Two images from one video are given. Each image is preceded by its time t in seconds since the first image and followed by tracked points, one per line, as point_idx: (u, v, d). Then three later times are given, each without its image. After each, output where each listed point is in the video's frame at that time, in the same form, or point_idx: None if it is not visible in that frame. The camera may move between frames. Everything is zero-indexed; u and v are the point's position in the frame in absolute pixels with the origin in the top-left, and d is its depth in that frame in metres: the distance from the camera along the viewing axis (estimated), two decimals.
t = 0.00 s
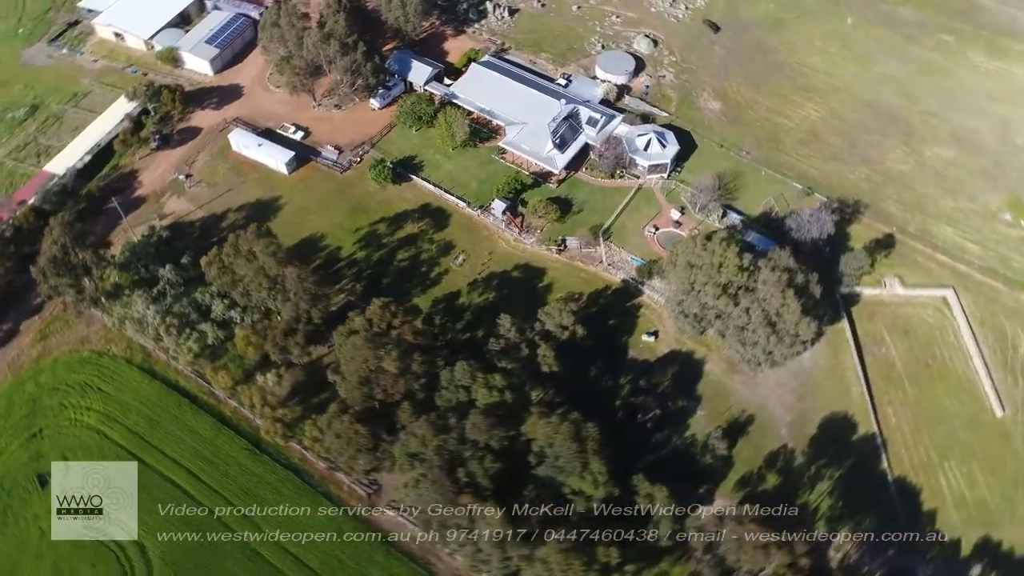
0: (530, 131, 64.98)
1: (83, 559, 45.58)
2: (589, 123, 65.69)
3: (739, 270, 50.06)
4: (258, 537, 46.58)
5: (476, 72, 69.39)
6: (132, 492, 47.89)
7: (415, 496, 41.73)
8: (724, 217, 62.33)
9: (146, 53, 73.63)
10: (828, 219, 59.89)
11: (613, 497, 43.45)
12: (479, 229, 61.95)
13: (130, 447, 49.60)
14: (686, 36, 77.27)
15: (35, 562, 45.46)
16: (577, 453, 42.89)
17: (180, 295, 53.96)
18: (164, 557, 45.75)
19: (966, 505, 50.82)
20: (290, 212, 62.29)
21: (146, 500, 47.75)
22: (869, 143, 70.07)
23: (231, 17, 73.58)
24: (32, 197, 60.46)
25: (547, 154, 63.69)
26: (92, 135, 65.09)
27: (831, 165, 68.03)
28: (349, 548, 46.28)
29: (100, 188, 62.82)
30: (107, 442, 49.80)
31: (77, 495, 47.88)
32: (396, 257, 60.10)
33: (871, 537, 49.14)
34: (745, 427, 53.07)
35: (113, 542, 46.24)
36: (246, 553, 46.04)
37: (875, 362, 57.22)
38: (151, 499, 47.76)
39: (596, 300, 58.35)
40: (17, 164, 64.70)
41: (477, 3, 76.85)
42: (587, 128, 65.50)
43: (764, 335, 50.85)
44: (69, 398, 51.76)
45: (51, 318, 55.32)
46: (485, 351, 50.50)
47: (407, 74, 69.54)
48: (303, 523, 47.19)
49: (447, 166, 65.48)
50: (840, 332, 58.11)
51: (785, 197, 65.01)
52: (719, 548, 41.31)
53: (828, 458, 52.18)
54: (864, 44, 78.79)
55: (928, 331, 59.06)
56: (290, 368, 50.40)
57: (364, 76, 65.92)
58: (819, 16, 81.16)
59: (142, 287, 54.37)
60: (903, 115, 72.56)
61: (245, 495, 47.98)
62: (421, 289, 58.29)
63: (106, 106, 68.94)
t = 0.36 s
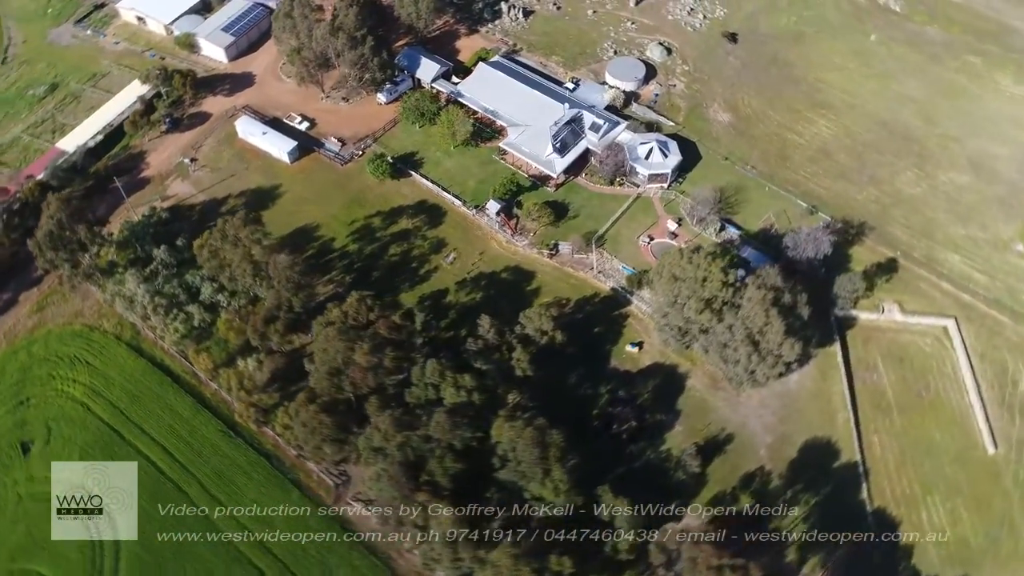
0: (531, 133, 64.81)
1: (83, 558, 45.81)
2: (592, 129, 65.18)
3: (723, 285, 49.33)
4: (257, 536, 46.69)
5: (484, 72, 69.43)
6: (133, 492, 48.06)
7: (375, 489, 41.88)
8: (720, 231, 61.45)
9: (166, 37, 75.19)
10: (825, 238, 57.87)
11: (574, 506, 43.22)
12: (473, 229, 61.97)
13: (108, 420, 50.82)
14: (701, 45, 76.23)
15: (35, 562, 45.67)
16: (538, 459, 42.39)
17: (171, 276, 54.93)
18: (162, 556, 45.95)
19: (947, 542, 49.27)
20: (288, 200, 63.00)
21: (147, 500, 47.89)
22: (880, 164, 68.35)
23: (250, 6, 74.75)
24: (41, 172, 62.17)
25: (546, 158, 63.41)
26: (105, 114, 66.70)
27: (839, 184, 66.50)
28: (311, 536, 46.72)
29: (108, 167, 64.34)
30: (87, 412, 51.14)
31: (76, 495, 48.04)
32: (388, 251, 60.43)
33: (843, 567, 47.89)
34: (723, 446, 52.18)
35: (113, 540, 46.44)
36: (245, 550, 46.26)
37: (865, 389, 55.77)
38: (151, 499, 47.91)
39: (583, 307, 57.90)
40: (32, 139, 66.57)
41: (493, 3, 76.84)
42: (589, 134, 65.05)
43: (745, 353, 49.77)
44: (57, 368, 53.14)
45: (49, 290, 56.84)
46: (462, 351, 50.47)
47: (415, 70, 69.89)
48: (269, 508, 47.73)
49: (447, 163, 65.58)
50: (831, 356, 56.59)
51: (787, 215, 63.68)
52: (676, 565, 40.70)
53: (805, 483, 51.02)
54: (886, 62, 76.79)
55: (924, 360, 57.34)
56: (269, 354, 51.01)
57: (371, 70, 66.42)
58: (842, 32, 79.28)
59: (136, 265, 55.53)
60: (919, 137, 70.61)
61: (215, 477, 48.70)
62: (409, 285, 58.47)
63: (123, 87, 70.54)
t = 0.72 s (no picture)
0: (532, 136, 64.62)
1: (84, 558, 45.93)
2: (593, 134, 64.71)
3: (704, 299, 48.47)
4: (255, 536, 46.56)
5: (490, 72, 69.41)
6: (132, 493, 48.15)
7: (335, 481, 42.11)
8: (715, 245, 60.53)
9: (185, 24, 76.64)
10: (820, 258, 56.34)
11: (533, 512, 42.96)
12: (466, 228, 61.94)
13: (92, 394, 51.96)
14: (715, 55, 75.08)
15: (36, 562, 45.77)
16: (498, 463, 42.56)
17: (162, 258, 55.85)
18: (162, 556, 46.03)
19: None
20: (286, 190, 63.69)
21: (145, 500, 48.00)
22: (890, 186, 66.56)
23: None
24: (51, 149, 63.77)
25: (544, 161, 63.14)
26: (118, 96, 68.19)
27: (844, 204, 64.91)
28: (275, 522, 47.13)
29: (117, 148, 65.82)
30: (72, 385, 52.34)
31: (76, 495, 48.10)
32: (380, 246, 60.73)
33: None
34: (698, 463, 51.34)
35: (112, 540, 46.51)
36: (244, 551, 46.18)
37: (851, 415, 54.25)
38: (150, 499, 48.03)
39: (569, 313, 57.46)
40: (48, 116, 68.39)
41: (507, 3, 76.75)
42: (590, 139, 64.57)
43: (724, 370, 48.77)
44: (48, 341, 54.53)
45: (48, 265, 58.31)
46: (439, 349, 50.44)
47: (423, 67, 70.16)
48: (237, 492, 48.23)
49: (446, 161, 65.67)
50: (819, 378, 54.98)
51: (787, 233, 62.35)
52: None
53: (779, 507, 49.86)
54: (905, 82, 74.74)
55: (917, 390, 55.62)
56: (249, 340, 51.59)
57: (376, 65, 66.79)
58: (862, 48, 77.36)
59: (132, 245, 56.69)
60: (933, 160, 68.54)
61: (188, 458, 49.42)
62: (397, 280, 58.68)
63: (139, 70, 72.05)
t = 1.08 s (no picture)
0: (534, 138, 64.38)
1: (87, 558, 46.10)
2: (596, 139, 64.15)
3: (684, 313, 47.69)
4: (255, 536, 46.73)
5: (499, 71, 69.32)
6: (133, 492, 48.29)
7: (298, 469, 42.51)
8: (710, 258, 59.55)
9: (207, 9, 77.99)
10: (814, 279, 55.37)
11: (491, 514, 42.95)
12: (461, 226, 61.96)
13: (80, 364, 53.32)
14: (731, 66, 73.86)
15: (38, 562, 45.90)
16: (459, 462, 42.66)
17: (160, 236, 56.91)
18: (164, 556, 46.21)
19: None
20: (288, 178, 64.50)
21: (145, 500, 48.19)
22: (899, 209, 64.75)
23: None
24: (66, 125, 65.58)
25: (544, 164, 62.89)
26: (135, 77, 69.94)
27: (849, 225, 63.36)
28: (243, 504, 47.87)
29: (130, 128, 67.32)
30: (63, 355, 53.73)
31: (76, 495, 48.23)
32: (374, 238, 61.06)
33: None
34: (671, 479, 50.59)
35: (115, 540, 46.70)
36: (243, 549, 46.45)
37: (836, 442, 52.86)
38: (151, 498, 48.22)
39: (555, 318, 57.14)
40: (68, 93, 70.24)
41: (524, 4, 76.55)
42: (592, 144, 64.05)
43: (701, 387, 47.81)
44: (45, 311, 56.06)
45: (52, 237, 59.83)
46: (417, 345, 50.57)
47: (433, 63, 70.37)
48: (210, 472, 49.02)
49: (448, 159, 65.82)
50: (805, 401, 53.65)
51: (786, 250, 61.07)
52: None
53: (751, 529, 48.85)
54: (927, 103, 72.59)
55: (908, 420, 53.94)
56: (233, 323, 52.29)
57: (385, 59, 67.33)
58: (884, 66, 75.32)
59: (133, 224, 57.95)
60: (948, 185, 66.47)
61: (166, 433, 50.45)
62: (388, 274, 58.99)
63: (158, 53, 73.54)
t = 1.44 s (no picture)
0: (535, 139, 64.08)
1: (86, 557, 46.10)
2: (597, 144, 63.66)
3: (663, 325, 47.16)
4: (255, 535, 46.73)
5: (507, 71, 69.13)
6: (132, 493, 48.39)
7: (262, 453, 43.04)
8: (703, 271, 58.60)
9: None
10: (804, 299, 54.21)
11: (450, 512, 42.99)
12: (455, 224, 62.00)
13: (72, 336, 54.73)
14: (744, 78, 72.61)
15: (34, 560, 45.92)
16: (419, 459, 42.73)
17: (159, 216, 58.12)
18: (161, 556, 46.21)
19: None
20: (290, 166, 65.29)
21: (145, 500, 48.24)
22: (906, 233, 62.89)
23: None
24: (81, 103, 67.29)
25: (543, 166, 62.60)
26: (152, 60, 71.40)
27: (851, 246, 61.78)
28: (214, 484, 48.64)
29: (144, 109, 68.88)
30: (57, 326, 55.22)
31: (76, 494, 48.33)
32: (368, 231, 61.44)
33: None
34: (642, 491, 49.93)
35: (113, 540, 46.74)
36: (245, 550, 46.35)
37: (816, 467, 51.59)
38: (151, 499, 48.26)
39: (540, 321, 56.82)
40: (88, 72, 72.08)
41: (539, 5, 76.34)
42: (593, 149, 63.51)
43: (675, 401, 47.16)
44: (45, 282, 57.64)
45: (58, 211, 61.48)
46: (395, 339, 50.77)
47: (442, 60, 70.52)
48: (187, 450, 49.88)
49: (449, 156, 65.96)
50: (787, 423, 52.51)
51: (783, 268, 59.82)
52: None
53: (718, 549, 47.93)
54: (946, 125, 70.37)
55: (894, 450, 52.43)
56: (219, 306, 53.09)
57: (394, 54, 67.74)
58: (905, 86, 73.27)
59: (135, 203, 59.28)
60: (959, 211, 64.39)
61: (147, 409, 51.51)
62: (378, 267, 59.32)
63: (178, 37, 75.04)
